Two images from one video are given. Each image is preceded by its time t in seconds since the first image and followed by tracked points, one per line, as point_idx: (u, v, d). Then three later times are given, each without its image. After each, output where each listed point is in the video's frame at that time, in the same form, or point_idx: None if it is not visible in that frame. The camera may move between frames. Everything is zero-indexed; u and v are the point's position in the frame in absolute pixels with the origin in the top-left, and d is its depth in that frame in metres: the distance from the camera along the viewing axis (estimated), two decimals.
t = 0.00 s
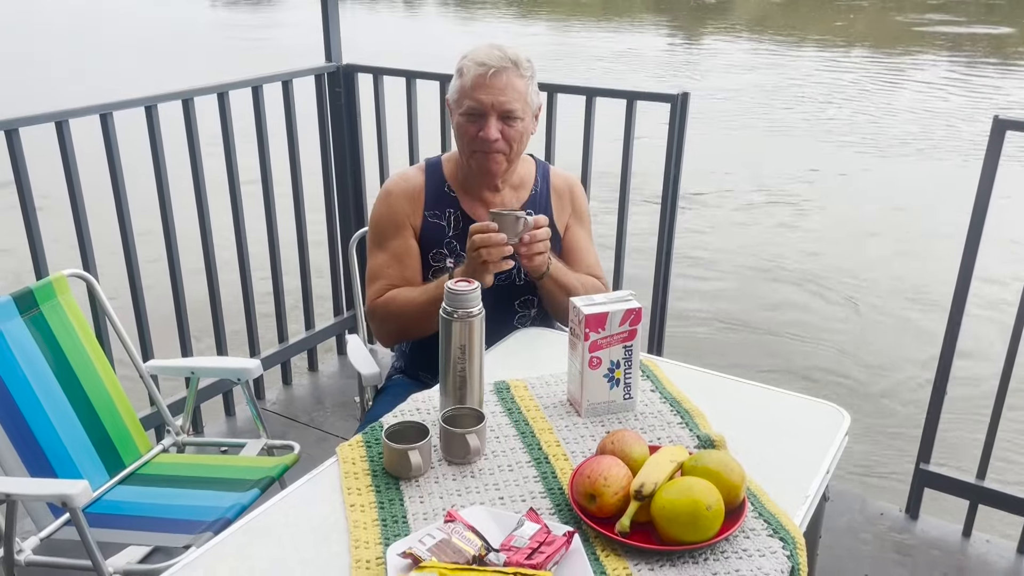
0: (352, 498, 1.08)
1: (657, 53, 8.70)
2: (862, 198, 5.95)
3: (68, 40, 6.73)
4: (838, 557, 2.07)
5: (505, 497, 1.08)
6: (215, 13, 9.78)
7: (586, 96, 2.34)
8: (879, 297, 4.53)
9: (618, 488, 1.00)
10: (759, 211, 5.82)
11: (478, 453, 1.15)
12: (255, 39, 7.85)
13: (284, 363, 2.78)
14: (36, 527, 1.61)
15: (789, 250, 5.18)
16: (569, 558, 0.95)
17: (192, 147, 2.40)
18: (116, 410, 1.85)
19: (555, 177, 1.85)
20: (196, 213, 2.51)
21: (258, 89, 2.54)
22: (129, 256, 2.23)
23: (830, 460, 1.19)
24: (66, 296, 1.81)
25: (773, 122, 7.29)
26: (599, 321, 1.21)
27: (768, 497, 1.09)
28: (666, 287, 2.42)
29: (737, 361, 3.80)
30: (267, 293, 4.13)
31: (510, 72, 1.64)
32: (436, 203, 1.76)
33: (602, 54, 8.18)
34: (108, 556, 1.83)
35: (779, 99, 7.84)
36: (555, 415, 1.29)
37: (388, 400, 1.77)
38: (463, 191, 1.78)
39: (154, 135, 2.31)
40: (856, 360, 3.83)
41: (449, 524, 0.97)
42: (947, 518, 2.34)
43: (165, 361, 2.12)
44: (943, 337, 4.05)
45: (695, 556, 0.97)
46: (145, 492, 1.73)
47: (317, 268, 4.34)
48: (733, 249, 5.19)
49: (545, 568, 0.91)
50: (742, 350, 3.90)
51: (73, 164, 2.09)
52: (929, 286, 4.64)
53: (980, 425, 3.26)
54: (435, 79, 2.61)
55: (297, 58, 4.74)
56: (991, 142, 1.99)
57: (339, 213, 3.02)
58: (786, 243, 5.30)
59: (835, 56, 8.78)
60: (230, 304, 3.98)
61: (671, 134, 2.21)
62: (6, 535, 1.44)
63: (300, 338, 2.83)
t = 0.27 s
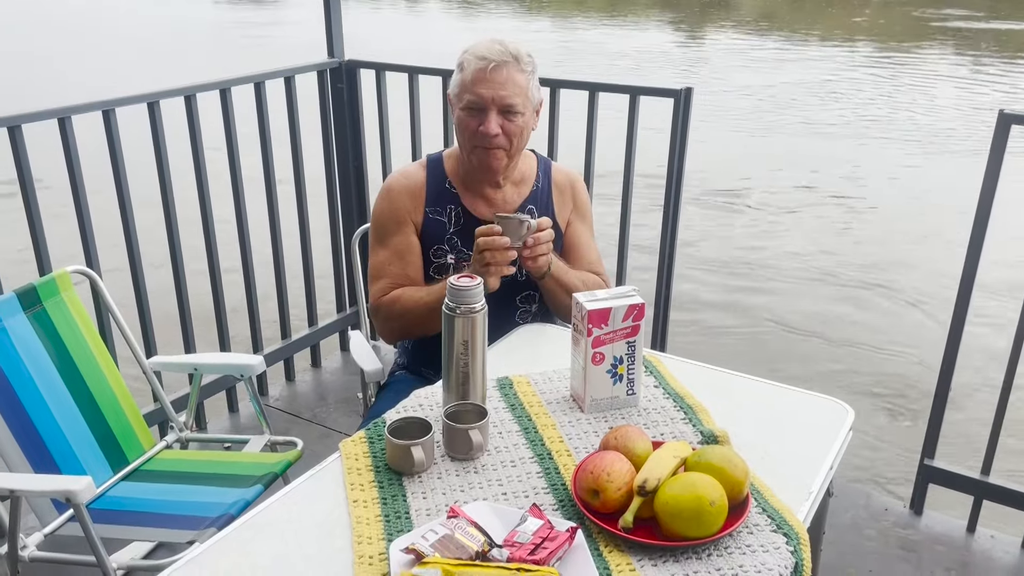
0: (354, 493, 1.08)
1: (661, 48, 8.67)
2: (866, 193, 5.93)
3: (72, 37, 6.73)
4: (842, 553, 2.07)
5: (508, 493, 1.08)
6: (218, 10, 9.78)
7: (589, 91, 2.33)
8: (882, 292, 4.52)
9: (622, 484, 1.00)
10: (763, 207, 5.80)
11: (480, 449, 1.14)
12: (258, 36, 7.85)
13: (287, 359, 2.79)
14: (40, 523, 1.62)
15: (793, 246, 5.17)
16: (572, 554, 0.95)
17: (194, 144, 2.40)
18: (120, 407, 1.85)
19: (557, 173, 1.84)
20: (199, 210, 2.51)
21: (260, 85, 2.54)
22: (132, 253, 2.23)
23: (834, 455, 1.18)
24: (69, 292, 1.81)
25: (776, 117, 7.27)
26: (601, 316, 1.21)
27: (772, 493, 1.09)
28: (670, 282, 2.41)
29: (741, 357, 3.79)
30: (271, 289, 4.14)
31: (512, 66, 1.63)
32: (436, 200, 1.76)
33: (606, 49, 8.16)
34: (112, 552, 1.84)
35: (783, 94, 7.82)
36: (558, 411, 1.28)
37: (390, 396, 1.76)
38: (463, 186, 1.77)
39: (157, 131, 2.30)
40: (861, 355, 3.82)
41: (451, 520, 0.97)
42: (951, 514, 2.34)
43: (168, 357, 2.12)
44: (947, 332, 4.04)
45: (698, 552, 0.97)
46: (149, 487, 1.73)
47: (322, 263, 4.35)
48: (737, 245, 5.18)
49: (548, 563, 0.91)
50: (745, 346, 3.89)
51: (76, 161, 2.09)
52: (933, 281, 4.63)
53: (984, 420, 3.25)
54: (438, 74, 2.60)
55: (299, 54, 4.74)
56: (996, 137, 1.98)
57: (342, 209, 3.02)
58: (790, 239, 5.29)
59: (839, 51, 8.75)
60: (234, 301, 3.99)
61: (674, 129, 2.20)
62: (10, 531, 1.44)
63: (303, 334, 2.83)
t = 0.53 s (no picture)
0: (361, 489, 1.08)
1: (665, 43, 8.65)
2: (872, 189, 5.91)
3: (76, 34, 6.73)
4: (848, 549, 2.07)
5: (514, 488, 1.08)
6: (222, 6, 9.77)
7: (594, 87, 2.32)
8: (888, 287, 4.51)
9: (628, 479, 1.00)
10: (768, 202, 5.79)
11: (486, 444, 1.14)
12: (263, 32, 7.85)
13: (292, 355, 2.79)
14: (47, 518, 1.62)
15: (799, 242, 5.16)
16: (578, 549, 0.95)
17: (200, 140, 2.40)
18: (127, 403, 1.85)
19: (561, 169, 1.84)
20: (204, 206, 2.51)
21: (264, 81, 2.53)
22: (138, 249, 2.23)
23: (840, 451, 1.18)
24: (75, 288, 1.81)
25: (781, 113, 7.25)
26: (607, 312, 1.21)
27: (778, 489, 1.09)
28: (675, 278, 2.41)
29: (746, 353, 3.78)
30: (276, 285, 4.14)
31: (516, 60, 1.63)
32: (441, 197, 1.75)
33: (610, 45, 8.15)
34: (119, 548, 1.84)
35: (788, 90, 7.79)
36: (564, 407, 1.28)
37: (395, 393, 1.76)
38: (468, 183, 1.77)
39: (162, 127, 2.30)
40: (866, 350, 3.81)
41: (457, 515, 0.97)
42: (957, 510, 2.33)
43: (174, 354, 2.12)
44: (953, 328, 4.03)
45: (705, 547, 0.97)
46: (156, 483, 1.74)
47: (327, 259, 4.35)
48: (742, 240, 5.17)
49: (554, 559, 0.91)
50: (751, 342, 3.89)
51: (82, 157, 2.09)
52: (939, 277, 4.61)
53: (991, 416, 3.24)
54: (442, 70, 2.60)
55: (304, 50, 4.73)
56: (1003, 132, 1.97)
57: (347, 205, 3.02)
58: (795, 235, 5.28)
59: (844, 46, 8.72)
60: (239, 297, 3.99)
61: (680, 124, 2.20)
62: (18, 526, 1.45)
63: (308, 330, 2.84)
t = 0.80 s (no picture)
0: (369, 485, 1.09)
1: (672, 41, 8.64)
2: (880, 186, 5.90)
3: (85, 33, 6.75)
4: (854, 547, 2.06)
5: (521, 484, 1.08)
6: (229, 4, 9.79)
7: (601, 84, 2.32)
8: (896, 285, 4.50)
9: (635, 476, 1.00)
10: (775, 200, 5.78)
11: (493, 440, 1.15)
12: (270, 30, 7.86)
13: (300, 352, 2.80)
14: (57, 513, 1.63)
15: (805, 239, 5.15)
16: (585, 544, 0.95)
17: (208, 138, 2.41)
18: (135, 400, 1.86)
19: (568, 168, 1.85)
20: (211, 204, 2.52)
21: (273, 79, 2.54)
22: (146, 246, 2.24)
23: (847, 447, 1.18)
24: (84, 285, 1.82)
25: (789, 110, 7.23)
26: (614, 309, 1.21)
27: (785, 485, 1.09)
28: (682, 275, 2.41)
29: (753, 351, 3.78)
30: (283, 283, 4.16)
31: (524, 58, 1.63)
32: (449, 193, 1.76)
33: (616, 42, 8.13)
34: (128, 543, 1.85)
35: (796, 87, 7.77)
36: (571, 403, 1.29)
37: (402, 390, 1.77)
38: (476, 180, 1.77)
39: (171, 124, 2.31)
40: (874, 348, 3.81)
41: (465, 511, 0.97)
42: (965, 508, 2.33)
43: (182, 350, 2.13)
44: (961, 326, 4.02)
45: (712, 543, 0.97)
46: (164, 479, 1.75)
47: (334, 257, 4.36)
48: (749, 238, 5.16)
49: (562, 554, 0.91)
50: (758, 339, 3.88)
51: (90, 155, 2.10)
52: (947, 275, 4.60)
53: (999, 414, 3.23)
54: (449, 68, 2.60)
55: (311, 49, 4.74)
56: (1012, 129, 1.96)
57: (354, 203, 3.03)
58: (802, 232, 5.28)
59: (852, 44, 8.70)
60: (245, 294, 4.01)
61: (687, 122, 2.20)
62: (28, 520, 1.46)
63: (316, 327, 2.85)
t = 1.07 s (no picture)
0: (376, 482, 1.09)
1: (680, 39, 8.62)
2: (889, 185, 5.87)
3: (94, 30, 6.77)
4: (862, 547, 2.06)
5: (528, 482, 1.08)
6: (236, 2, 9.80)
7: (609, 83, 2.32)
8: (905, 284, 4.48)
9: (642, 474, 1.00)
10: (783, 199, 5.76)
11: (501, 438, 1.15)
12: (278, 27, 7.86)
13: (307, 350, 2.80)
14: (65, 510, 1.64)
15: (814, 238, 5.13)
16: (592, 543, 0.95)
17: (217, 137, 2.42)
18: (143, 396, 1.87)
19: (576, 166, 1.84)
20: (220, 202, 2.53)
21: (281, 77, 2.55)
22: (154, 244, 2.25)
23: (856, 447, 1.18)
24: (93, 282, 1.83)
25: (797, 109, 7.20)
26: (622, 307, 1.21)
27: (793, 485, 1.08)
28: (689, 275, 2.40)
29: (761, 350, 3.77)
30: (291, 281, 4.17)
31: (532, 58, 1.63)
32: (457, 191, 1.76)
33: (624, 42, 8.13)
34: (137, 540, 1.86)
35: (804, 85, 7.74)
36: (578, 401, 1.28)
37: (409, 388, 1.77)
38: (484, 178, 1.77)
39: (179, 122, 2.32)
40: (882, 348, 3.79)
41: (472, 508, 0.97)
42: (973, 508, 2.32)
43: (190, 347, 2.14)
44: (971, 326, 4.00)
45: (719, 542, 0.97)
46: (172, 475, 1.75)
47: (341, 254, 4.36)
48: (757, 238, 5.14)
49: (569, 552, 0.91)
50: (766, 339, 3.87)
51: (99, 153, 2.11)
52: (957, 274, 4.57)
53: (1008, 414, 3.22)
54: (457, 66, 2.60)
55: (319, 47, 4.75)
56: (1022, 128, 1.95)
57: (362, 201, 3.03)
58: (811, 231, 5.26)
59: (861, 41, 8.66)
60: (253, 292, 4.02)
61: (694, 120, 2.19)
62: (36, 516, 1.47)
63: (323, 325, 2.85)
